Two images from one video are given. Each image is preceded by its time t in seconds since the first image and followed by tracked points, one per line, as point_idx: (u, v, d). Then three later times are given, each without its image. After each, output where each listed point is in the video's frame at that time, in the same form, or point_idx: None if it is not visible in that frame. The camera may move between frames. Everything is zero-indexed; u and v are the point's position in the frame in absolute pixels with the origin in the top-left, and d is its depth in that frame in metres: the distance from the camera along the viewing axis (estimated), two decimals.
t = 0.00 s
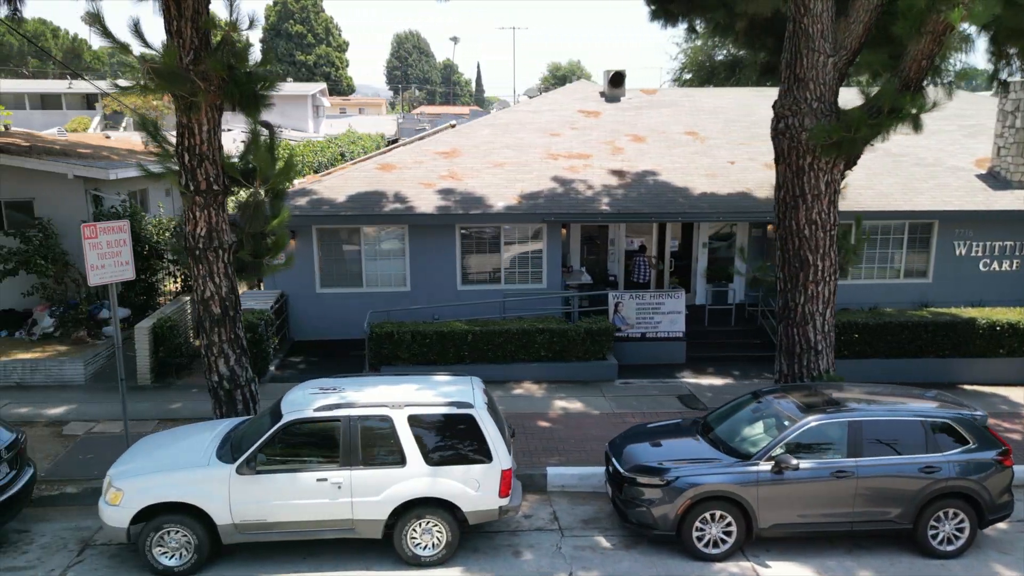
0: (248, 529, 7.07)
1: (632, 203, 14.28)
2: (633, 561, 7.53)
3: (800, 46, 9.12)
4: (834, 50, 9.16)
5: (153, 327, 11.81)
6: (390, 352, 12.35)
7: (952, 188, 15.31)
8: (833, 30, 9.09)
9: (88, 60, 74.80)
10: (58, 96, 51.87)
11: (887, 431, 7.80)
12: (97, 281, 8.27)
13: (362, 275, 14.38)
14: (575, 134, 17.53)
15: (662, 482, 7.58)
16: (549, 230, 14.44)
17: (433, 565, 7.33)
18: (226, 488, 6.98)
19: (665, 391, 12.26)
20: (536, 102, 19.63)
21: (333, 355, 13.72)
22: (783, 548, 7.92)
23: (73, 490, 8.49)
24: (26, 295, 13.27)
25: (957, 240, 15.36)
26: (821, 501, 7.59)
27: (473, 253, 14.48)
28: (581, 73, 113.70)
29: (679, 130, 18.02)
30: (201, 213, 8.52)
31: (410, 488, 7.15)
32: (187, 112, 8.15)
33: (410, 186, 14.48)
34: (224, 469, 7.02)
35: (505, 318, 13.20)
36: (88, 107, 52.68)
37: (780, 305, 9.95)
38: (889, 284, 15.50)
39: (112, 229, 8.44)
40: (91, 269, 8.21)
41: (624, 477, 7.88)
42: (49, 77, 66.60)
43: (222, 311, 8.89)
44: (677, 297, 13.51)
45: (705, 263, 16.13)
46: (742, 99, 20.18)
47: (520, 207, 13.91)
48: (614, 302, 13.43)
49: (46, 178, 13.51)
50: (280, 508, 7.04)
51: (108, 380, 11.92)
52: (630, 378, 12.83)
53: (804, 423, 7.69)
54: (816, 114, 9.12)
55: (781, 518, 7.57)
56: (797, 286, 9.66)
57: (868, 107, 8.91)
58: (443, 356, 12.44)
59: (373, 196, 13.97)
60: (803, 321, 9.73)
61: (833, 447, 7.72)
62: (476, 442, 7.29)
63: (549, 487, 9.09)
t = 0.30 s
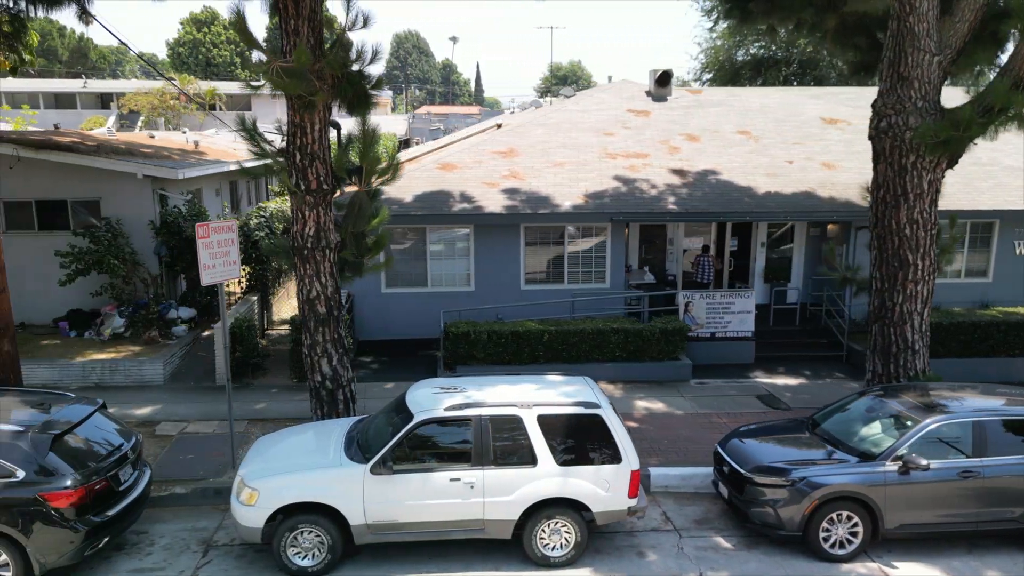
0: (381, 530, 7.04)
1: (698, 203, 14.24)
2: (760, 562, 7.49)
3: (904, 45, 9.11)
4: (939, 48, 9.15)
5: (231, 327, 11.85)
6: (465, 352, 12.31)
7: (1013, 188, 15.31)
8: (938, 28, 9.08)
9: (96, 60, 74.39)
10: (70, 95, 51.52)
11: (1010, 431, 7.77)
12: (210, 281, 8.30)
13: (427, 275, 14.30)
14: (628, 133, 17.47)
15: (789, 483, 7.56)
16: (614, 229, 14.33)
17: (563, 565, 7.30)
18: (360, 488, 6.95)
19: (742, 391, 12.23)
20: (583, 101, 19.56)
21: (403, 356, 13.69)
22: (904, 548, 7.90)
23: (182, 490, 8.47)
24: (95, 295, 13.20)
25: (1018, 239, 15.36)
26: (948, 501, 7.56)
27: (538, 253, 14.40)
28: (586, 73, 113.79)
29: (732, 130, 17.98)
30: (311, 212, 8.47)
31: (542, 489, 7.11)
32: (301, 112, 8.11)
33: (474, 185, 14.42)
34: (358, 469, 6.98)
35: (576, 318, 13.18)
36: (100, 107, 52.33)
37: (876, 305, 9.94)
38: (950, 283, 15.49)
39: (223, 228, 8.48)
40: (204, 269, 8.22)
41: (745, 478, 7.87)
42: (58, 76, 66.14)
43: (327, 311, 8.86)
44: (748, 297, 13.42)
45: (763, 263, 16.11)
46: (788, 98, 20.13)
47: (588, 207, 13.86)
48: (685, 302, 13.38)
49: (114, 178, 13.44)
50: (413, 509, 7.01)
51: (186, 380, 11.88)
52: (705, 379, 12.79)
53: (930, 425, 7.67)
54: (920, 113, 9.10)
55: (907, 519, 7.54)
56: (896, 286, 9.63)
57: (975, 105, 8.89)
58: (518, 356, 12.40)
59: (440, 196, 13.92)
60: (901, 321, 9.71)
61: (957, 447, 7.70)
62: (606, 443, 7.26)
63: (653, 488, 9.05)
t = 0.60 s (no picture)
0: (503, 528, 7.05)
1: (752, 202, 14.33)
2: (872, 558, 7.57)
3: (989, 45, 9.24)
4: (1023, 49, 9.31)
5: (299, 327, 11.81)
6: (530, 351, 12.31)
7: None
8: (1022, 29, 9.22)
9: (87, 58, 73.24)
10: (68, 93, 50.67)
11: None
12: (311, 281, 8.25)
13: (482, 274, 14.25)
14: (669, 133, 17.51)
15: (899, 479, 7.63)
16: (667, 228, 14.44)
17: (680, 562, 7.34)
18: (485, 487, 6.95)
19: (806, 389, 12.32)
20: (618, 101, 19.58)
21: (462, 357, 13.65)
22: (1007, 542, 8.00)
23: (282, 491, 8.45)
24: (151, 295, 13.10)
25: None
26: None
27: (591, 252, 14.43)
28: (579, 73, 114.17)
29: (770, 129, 18.08)
30: (410, 212, 8.48)
31: (663, 486, 7.15)
32: (403, 111, 8.13)
33: (527, 185, 14.41)
34: (482, 468, 6.98)
35: (634, 317, 13.22)
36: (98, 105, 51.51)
37: (954, 302, 10.05)
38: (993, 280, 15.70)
39: (322, 227, 8.38)
40: (306, 268, 8.18)
41: (851, 474, 7.93)
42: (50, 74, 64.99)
43: (421, 310, 8.84)
44: (803, 295, 13.51)
45: (807, 263, 16.24)
46: (819, 98, 20.28)
47: (644, 206, 13.89)
48: (742, 301, 13.47)
49: (169, 177, 13.33)
50: (536, 507, 7.02)
51: (253, 381, 11.81)
52: (766, 377, 12.85)
53: None
54: (1005, 112, 9.23)
55: (1015, 513, 7.64)
56: (976, 283, 9.75)
57: None
58: (583, 355, 12.42)
59: (495, 195, 13.90)
60: (980, 318, 9.83)
61: None
62: (723, 440, 7.31)
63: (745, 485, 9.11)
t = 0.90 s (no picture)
0: (544, 524, 7.11)
1: (751, 200, 14.59)
2: (898, 545, 7.78)
3: (996, 47, 9.56)
4: None
5: (310, 327, 11.73)
6: (541, 349, 12.39)
7: None
8: None
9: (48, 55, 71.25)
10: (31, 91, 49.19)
11: None
12: (340, 280, 8.23)
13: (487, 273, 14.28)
14: (664, 132, 17.71)
15: (922, 468, 7.85)
16: (668, 227, 14.66)
17: (714, 553, 7.46)
18: (527, 482, 7.00)
19: (811, 382, 12.60)
20: (611, 101, 19.74)
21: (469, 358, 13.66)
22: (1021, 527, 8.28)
23: (311, 491, 8.40)
24: (153, 296, 12.90)
25: None
26: None
27: (595, 250, 14.57)
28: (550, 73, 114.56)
29: (762, 129, 18.40)
30: (438, 210, 8.53)
31: (700, 479, 7.27)
32: (434, 110, 8.20)
33: (531, 184, 14.47)
34: (524, 463, 7.03)
35: (639, 315, 13.38)
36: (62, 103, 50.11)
37: (959, 297, 10.35)
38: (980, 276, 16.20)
39: (351, 226, 8.39)
40: (335, 267, 8.16)
41: (875, 464, 8.14)
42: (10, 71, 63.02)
43: (447, 309, 8.86)
44: (802, 291, 13.80)
45: (801, 259, 16.56)
46: (806, 98, 20.69)
47: (648, 205, 14.06)
48: (744, 297, 13.71)
49: (171, 176, 13.17)
50: (578, 502, 7.10)
51: (263, 383, 11.70)
52: (770, 372, 13.10)
53: None
54: (1010, 112, 9.58)
55: None
56: (981, 278, 10.06)
57: None
58: (592, 351, 12.53)
59: (501, 194, 13.95)
60: (985, 312, 10.14)
61: None
62: (756, 433, 7.47)
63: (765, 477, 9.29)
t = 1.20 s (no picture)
0: (469, 522, 7.13)
1: (663, 199, 15.06)
2: (805, 524, 8.22)
3: (882, 53, 10.21)
4: (910, 57, 10.35)
5: (221, 332, 11.30)
6: (462, 349, 12.39)
7: (920, 182, 17.38)
8: (909, 40, 10.27)
9: None
10: None
11: (995, 392, 8.95)
12: (253, 283, 7.99)
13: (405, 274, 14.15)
14: (578, 133, 18.03)
15: (824, 450, 8.31)
16: (584, 226, 14.95)
17: (634, 541, 7.68)
18: (451, 481, 7.00)
19: (721, 372, 13.14)
20: (526, 101, 19.93)
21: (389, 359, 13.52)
22: (912, 501, 8.91)
23: (226, 502, 8.12)
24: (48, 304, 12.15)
25: (924, 229, 17.45)
26: (952, 456, 8.60)
27: (513, 249, 14.68)
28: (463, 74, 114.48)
29: (671, 129, 19.00)
30: (355, 210, 8.41)
31: (619, 470, 7.46)
32: (349, 109, 8.08)
33: (448, 184, 14.44)
34: (447, 463, 7.03)
35: (557, 312, 13.58)
36: None
37: (854, 288, 11.02)
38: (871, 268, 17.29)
39: (263, 227, 8.15)
40: (248, 270, 7.92)
41: (781, 448, 8.56)
42: None
43: (366, 310, 8.75)
44: (712, 285, 14.34)
45: (709, 254, 17.23)
46: (711, 100, 21.50)
47: (564, 204, 14.28)
48: (657, 292, 14.14)
49: (66, 177, 12.44)
50: (501, 498, 7.15)
51: (171, 393, 11.21)
52: (683, 364, 13.57)
53: (938, 389, 8.64)
54: (895, 114, 10.26)
55: (921, 474, 8.52)
56: (873, 269, 10.74)
57: (940, 109, 10.13)
58: (513, 349, 12.63)
59: (418, 194, 13.86)
60: (877, 301, 10.83)
61: (957, 408, 8.77)
62: (672, 423, 7.73)
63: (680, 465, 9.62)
